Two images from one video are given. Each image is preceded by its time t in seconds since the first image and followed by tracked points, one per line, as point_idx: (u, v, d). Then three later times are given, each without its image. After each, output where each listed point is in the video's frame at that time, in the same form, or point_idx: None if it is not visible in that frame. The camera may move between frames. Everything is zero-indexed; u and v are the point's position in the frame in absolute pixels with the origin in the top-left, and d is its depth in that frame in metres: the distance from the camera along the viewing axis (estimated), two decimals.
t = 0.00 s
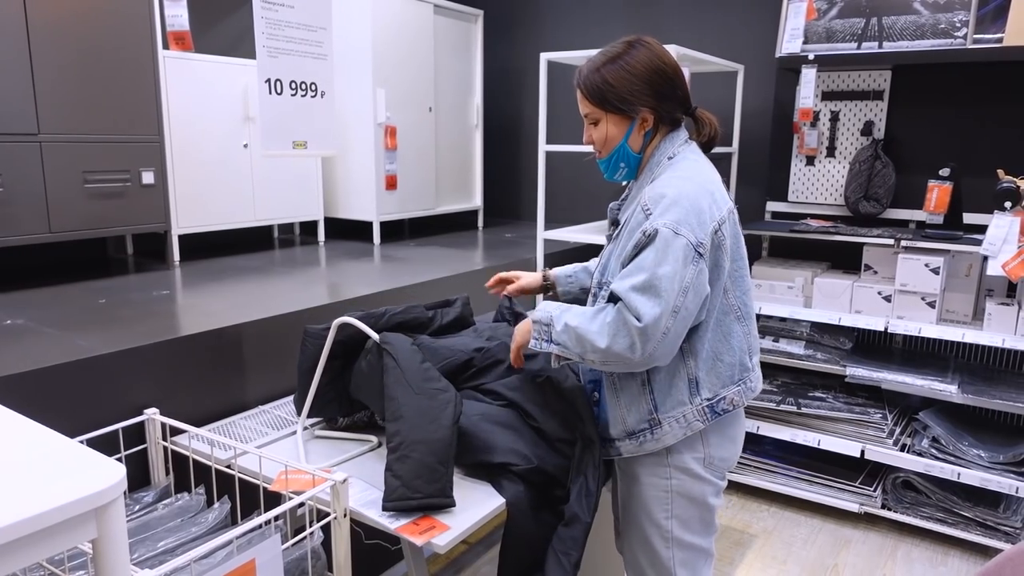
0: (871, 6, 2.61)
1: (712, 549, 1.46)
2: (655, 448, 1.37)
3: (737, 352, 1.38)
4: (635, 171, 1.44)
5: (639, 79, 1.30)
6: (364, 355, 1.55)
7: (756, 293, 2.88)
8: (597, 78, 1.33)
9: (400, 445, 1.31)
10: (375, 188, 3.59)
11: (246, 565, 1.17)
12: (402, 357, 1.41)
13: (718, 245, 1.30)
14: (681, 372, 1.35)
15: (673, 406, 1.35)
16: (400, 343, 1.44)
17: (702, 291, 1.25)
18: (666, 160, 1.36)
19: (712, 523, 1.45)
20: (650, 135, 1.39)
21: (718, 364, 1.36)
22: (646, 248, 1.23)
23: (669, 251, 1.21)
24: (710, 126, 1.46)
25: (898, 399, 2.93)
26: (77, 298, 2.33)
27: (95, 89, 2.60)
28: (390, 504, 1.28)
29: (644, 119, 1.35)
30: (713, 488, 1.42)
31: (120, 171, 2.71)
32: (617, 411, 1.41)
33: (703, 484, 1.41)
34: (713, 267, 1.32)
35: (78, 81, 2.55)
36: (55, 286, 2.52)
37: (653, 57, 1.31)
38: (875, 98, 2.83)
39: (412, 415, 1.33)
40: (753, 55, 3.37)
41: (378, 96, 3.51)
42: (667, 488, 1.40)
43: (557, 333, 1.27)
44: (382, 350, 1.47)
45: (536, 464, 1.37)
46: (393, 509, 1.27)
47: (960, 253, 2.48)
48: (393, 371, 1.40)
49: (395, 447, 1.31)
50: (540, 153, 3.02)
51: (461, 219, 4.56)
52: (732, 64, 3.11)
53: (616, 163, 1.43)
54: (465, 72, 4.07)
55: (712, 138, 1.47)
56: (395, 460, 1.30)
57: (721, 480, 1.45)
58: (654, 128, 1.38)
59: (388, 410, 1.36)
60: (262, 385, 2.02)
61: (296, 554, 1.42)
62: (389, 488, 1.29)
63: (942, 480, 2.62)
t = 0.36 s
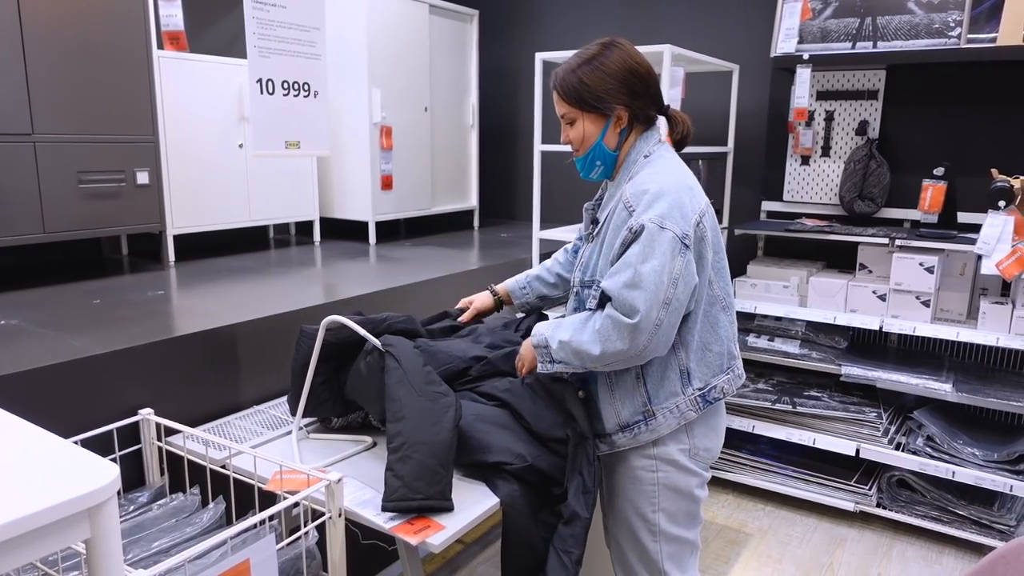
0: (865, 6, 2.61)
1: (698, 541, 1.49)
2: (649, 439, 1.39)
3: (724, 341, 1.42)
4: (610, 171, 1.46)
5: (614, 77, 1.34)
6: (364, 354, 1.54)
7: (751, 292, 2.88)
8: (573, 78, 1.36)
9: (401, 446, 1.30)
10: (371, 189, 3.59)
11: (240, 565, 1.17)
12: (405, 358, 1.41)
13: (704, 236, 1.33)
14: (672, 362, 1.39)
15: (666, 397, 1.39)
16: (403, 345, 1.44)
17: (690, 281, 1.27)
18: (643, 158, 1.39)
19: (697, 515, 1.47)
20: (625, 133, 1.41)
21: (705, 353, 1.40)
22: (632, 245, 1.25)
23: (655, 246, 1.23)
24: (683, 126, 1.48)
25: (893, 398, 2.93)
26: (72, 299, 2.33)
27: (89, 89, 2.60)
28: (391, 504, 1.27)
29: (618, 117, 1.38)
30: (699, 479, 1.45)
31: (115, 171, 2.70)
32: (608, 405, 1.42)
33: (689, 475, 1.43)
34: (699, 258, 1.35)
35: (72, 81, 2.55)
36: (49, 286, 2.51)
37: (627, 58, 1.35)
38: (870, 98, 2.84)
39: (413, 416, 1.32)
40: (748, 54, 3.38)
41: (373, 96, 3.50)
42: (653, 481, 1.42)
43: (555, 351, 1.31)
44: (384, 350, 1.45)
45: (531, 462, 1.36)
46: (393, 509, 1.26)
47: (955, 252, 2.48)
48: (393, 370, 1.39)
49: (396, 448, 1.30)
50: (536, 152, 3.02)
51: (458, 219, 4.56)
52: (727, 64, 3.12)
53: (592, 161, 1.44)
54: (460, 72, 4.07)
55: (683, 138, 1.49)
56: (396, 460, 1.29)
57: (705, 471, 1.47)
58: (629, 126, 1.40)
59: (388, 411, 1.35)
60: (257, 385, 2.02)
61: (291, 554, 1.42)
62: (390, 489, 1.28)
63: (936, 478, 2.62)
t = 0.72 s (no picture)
0: (865, 7, 2.61)
1: (700, 539, 1.49)
2: (632, 434, 1.41)
3: (704, 337, 1.41)
4: (595, 173, 1.48)
5: (592, 84, 1.35)
6: (389, 363, 1.55)
7: (750, 293, 2.88)
8: (552, 87, 1.37)
9: (441, 452, 1.26)
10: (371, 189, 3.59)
11: (241, 565, 1.17)
12: (436, 371, 1.42)
13: (682, 234, 1.33)
14: (652, 357, 1.40)
15: (646, 392, 1.40)
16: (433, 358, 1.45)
17: (664, 277, 1.29)
18: (624, 160, 1.40)
19: (698, 514, 1.47)
20: (606, 137, 1.42)
21: (687, 349, 1.40)
22: (606, 242, 1.28)
23: (628, 243, 1.25)
24: (664, 127, 1.50)
25: (891, 398, 2.94)
26: (71, 299, 2.33)
27: (88, 88, 2.59)
28: (422, 507, 1.20)
29: (599, 121, 1.39)
30: (699, 477, 1.45)
31: (115, 170, 2.70)
32: (593, 401, 1.45)
33: (689, 473, 1.44)
34: (678, 256, 1.36)
35: (72, 80, 2.54)
36: (49, 286, 2.51)
37: (604, 64, 1.36)
38: (869, 99, 2.85)
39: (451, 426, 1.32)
40: (748, 55, 3.38)
41: (373, 96, 3.51)
42: (653, 479, 1.43)
43: (525, 334, 1.32)
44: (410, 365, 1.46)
45: (532, 463, 1.36)
46: (424, 507, 1.19)
47: (953, 253, 2.49)
48: (429, 383, 1.39)
49: (432, 452, 1.26)
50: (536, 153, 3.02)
51: (457, 219, 4.57)
52: (727, 65, 3.12)
53: (577, 166, 1.47)
54: (460, 72, 4.07)
55: (665, 138, 1.51)
56: (431, 463, 1.24)
57: (705, 468, 1.47)
58: (609, 130, 1.41)
59: (423, 420, 1.33)
60: (257, 385, 2.02)
61: (291, 554, 1.42)
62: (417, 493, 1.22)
63: (935, 478, 2.63)
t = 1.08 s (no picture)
0: (866, 7, 2.62)
1: (705, 538, 1.50)
2: (642, 434, 1.42)
3: (711, 337, 1.41)
4: (597, 174, 1.48)
5: (593, 85, 1.36)
6: (383, 398, 1.49)
7: (752, 292, 2.89)
8: (553, 89, 1.38)
9: (483, 492, 1.22)
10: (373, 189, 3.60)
11: (247, 563, 1.17)
12: (438, 410, 1.38)
13: (687, 235, 1.34)
14: (659, 358, 1.40)
15: (654, 393, 1.41)
16: (430, 393, 1.43)
17: (669, 277, 1.29)
18: (629, 161, 1.41)
19: (703, 513, 1.48)
20: (607, 138, 1.43)
21: (693, 349, 1.41)
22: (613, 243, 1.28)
23: (636, 243, 1.25)
24: (665, 126, 1.50)
25: (892, 397, 2.95)
26: (76, 299, 2.33)
27: (92, 89, 2.60)
28: (485, 551, 1.14)
29: (600, 122, 1.40)
30: (704, 476, 1.46)
31: (118, 170, 2.71)
32: (602, 404, 1.46)
33: (694, 472, 1.44)
34: (683, 257, 1.36)
35: (75, 81, 2.55)
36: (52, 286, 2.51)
37: (604, 65, 1.37)
38: (870, 99, 2.85)
39: (475, 466, 1.28)
40: (748, 55, 3.39)
41: (375, 97, 3.51)
42: (658, 479, 1.44)
43: (531, 316, 1.31)
44: (407, 406, 1.41)
45: (537, 462, 1.36)
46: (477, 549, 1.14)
47: (954, 252, 2.49)
48: (438, 423, 1.35)
49: (475, 493, 1.21)
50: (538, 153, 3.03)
51: (458, 219, 4.57)
52: (728, 65, 3.13)
53: (579, 167, 1.47)
54: (461, 72, 4.08)
55: (666, 137, 1.52)
56: (479, 504, 1.20)
57: (710, 467, 1.48)
58: (610, 131, 1.42)
59: (452, 461, 1.27)
60: (260, 385, 2.03)
61: (297, 552, 1.43)
62: (472, 538, 1.15)
63: (936, 477, 2.64)
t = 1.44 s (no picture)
0: (866, 7, 2.62)
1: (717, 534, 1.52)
2: (657, 427, 1.40)
3: (712, 327, 1.43)
4: (583, 176, 1.47)
5: (585, 85, 1.36)
6: (388, 394, 1.50)
7: (752, 292, 2.89)
8: (547, 87, 1.39)
9: (488, 497, 1.22)
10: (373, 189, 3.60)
11: (250, 562, 1.18)
12: (442, 410, 1.38)
13: (695, 229, 1.36)
14: (666, 350, 1.39)
15: (665, 384, 1.39)
16: (434, 392, 1.43)
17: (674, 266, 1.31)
18: (625, 159, 1.41)
19: (718, 508, 1.50)
20: (596, 140, 1.43)
21: (698, 340, 1.41)
22: (623, 233, 1.29)
23: (648, 234, 1.27)
24: (654, 132, 1.50)
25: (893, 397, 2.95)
26: (77, 299, 2.34)
27: (93, 89, 2.60)
28: (491, 558, 1.14)
29: (589, 123, 1.40)
30: (721, 469, 1.48)
31: (120, 171, 2.71)
32: (611, 403, 1.43)
33: (713, 466, 1.46)
34: (688, 251, 1.37)
35: (77, 81, 2.55)
36: (55, 286, 2.52)
37: (599, 67, 1.38)
38: (870, 99, 2.86)
39: (480, 469, 1.28)
40: (748, 56, 3.40)
41: (375, 97, 3.52)
42: (680, 475, 1.45)
43: (529, 297, 1.31)
44: (411, 405, 1.41)
45: (537, 462, 1.37)
46: (486, 556, 1.14)
47: (955, 252, 2.50)
48: (442, 425, 1.35)
49: (480, 498, 1.21)
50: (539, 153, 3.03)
51: (458, 219, 4.58)
52: (728, 65, 3.14)
53: (565, 167, 1.46)
54: (462, 72, 4.08)
55: (657, 143, 1.52)
56: (484, 509, 1.20)
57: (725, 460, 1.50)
58: (599, 133, 1.42)
59: (455, 463, 1.27)
60: (260, 385, 2.03)
61: (298, 552, 1.43)
62: (479, 544, 1.16)
63: (937, 476, 2.64)
